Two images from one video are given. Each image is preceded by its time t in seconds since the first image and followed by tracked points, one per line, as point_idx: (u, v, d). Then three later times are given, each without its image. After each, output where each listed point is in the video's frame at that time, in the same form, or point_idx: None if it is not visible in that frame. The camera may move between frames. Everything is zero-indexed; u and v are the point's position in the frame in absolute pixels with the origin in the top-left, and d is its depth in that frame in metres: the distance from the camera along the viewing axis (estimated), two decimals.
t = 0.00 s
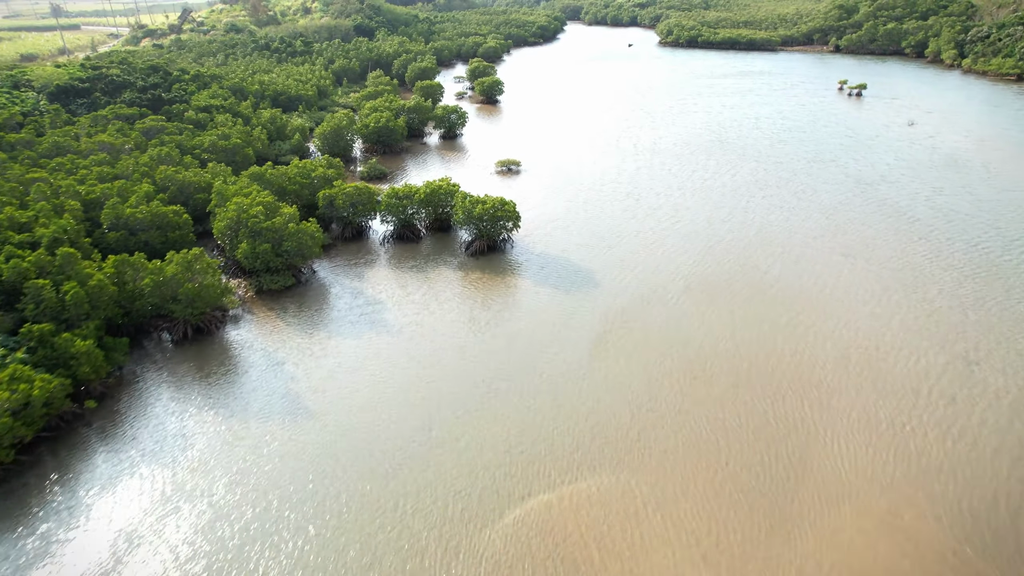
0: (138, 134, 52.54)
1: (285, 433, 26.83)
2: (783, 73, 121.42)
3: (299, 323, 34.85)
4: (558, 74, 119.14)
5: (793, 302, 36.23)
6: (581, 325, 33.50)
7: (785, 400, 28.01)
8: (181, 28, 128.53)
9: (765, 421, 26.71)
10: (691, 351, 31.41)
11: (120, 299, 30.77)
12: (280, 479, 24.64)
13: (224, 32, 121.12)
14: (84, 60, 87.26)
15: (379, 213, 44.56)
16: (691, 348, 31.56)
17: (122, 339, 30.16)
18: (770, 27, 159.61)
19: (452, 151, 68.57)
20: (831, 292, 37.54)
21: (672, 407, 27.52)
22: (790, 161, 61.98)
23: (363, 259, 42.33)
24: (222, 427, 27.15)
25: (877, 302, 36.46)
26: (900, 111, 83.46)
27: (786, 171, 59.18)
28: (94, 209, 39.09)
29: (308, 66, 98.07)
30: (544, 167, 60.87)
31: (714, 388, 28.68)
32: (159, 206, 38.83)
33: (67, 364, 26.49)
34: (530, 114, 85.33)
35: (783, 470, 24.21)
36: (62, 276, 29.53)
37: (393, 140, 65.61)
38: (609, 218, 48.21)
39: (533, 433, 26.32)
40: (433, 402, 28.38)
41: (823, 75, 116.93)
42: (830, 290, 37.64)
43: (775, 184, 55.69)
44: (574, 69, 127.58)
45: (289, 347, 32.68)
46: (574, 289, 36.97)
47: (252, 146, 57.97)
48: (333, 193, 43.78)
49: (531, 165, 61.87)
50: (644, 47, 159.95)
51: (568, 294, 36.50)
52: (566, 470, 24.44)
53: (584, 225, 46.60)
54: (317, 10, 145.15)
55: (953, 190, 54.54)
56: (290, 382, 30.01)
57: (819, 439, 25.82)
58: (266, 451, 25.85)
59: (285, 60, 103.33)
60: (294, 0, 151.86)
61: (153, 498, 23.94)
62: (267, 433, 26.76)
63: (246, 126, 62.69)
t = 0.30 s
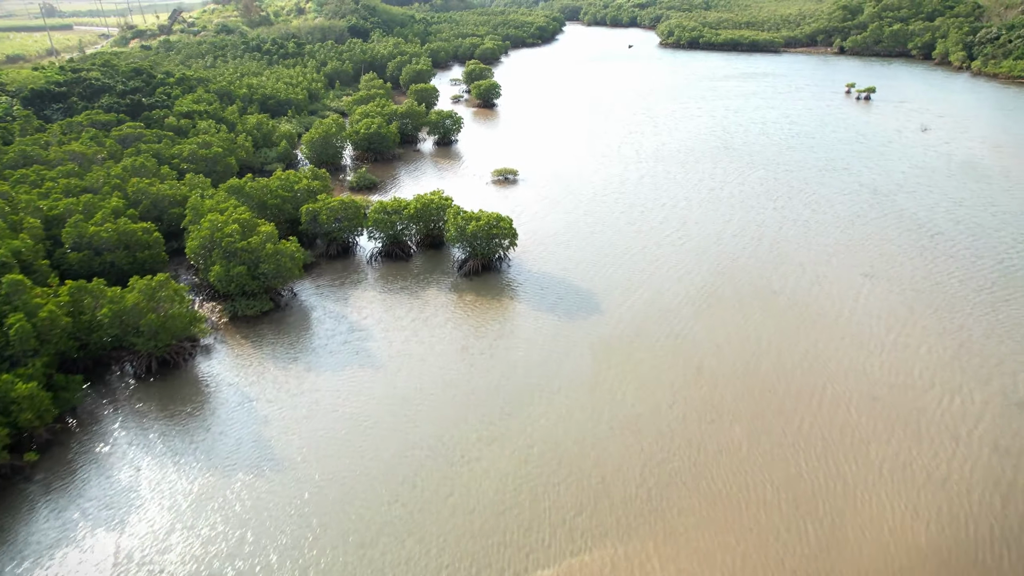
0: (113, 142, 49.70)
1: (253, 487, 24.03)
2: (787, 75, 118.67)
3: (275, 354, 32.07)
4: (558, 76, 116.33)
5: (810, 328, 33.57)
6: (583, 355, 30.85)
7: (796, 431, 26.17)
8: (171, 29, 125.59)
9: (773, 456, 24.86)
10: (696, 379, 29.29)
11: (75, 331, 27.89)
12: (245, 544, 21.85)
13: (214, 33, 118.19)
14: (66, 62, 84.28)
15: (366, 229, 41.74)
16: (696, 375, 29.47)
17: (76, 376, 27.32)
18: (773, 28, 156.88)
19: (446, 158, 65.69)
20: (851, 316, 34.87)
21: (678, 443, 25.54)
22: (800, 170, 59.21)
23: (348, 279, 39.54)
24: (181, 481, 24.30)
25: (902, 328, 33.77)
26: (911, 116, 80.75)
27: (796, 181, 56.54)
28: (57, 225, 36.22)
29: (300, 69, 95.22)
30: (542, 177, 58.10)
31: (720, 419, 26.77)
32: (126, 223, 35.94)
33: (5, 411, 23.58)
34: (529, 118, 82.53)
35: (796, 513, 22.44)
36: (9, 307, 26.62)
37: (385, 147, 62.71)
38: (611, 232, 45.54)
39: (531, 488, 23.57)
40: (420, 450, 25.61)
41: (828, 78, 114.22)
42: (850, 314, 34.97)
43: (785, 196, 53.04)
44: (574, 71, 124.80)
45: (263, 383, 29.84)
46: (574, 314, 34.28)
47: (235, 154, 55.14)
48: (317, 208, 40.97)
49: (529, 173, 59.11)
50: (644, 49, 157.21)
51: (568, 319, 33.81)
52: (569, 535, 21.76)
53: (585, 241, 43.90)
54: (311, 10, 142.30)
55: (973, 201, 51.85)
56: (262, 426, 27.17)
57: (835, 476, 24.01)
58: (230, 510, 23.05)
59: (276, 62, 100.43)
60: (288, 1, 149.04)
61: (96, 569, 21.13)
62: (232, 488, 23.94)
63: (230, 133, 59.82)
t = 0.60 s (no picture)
0: (87, 151, 46.95)
1: (217, 553, 21.36)
2: (791, 78, 116.07)
3: (250, 388, 29.40)
4: (556, 78, 113.65)
5: (830, 357, 31.02)
6: (584, 390, 28.29)
7: (808, 466, 24.42)
8: (161, 29, 122.72)
9: (780, 489, 23.37)
10: (700, 406, 27.40)
11: (22, 369, 25.08)
12: None
13: (205, 35, 115.43)
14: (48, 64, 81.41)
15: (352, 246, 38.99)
16: (703, 403, 27.54)
17: (21, 420, 24.56)
18: (775, 29, 154.33)
19: (441, 166, 62.98)
20: (874, 342, 32.31)
21: (682, 479, 23.75)
22: (811, 179, 56.61)
23: (332, 300, 36.80)
24: (132, 547, 21.57)
25: (930, 357, 31.23)
26: (922, 120, 78.17)
27: (807, 191, 53.98)
28: (15, 245, 33.42)
29: (291, 72, 92.46)
30: (540, 186, 55.42)
31: (727, 452, 25.00)
32: (90, 242, 33.14)
33: None
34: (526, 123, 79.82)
35: (808, 555, 20.91)
36: None
37: (376, 155, 59.95)
38: (613, 248, 42.94)
39: (530, 555, 20.98)
40: (407, 506, 23.00)
41: (833, 81, 111.65)
42: (872, 341, 32.42)
43: (796, 207, 50.45)
44: (573, 72, 122.10)
45: (234, 424, 27.08)
46: (575, 341, 31.70)
47: (217, 163, 52.42)
48: (299, 223, 38.26)
49: (527, 182, 56.49)
50: (645, 50, 154.60)
51: (569, 347, 31.23)
52: None
53: (586, 257, 41.31)
54: (305, 11, 139.57)
55: (996, 213, 49.28)
56: (229, 476, 24.44)
57: (852, 519, 22.25)
58: None
59: (268, 64, 97.63)
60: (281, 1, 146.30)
61: None
62: (191, 555, 21.24)
63: (213, 140, 57.05)
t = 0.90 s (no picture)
0: (58, 160, 44.20)
1: None
2: (796, 80, 113.51)
3: (221, 428, 26.73)
4: (555, 80, 111.02)
5: (857, 391, 28.46)
6: (590, 434, 25.63)
7: (832, 517, 22.21)
8: (151, 29, 119.85)
9: (801, 543, 21.19)
10: (717, 445, 25.18)
11: None
12: None
13: (195, 35, 112.64)
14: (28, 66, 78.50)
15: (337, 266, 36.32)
16: (715, 444, 25.21)
17: None
18: (778, 30, 151.81)
19: (435, 174, 60.31)
20: (904, 375, 29.69)
21: (699, 532, 21.58)
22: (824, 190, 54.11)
23: (315, 326, 34.11)
24: None
25: (965, 391, 28.77)
26: (934, 125, 75.73)
27: (819, 203, 51.38)
28: None
29: (282, 74, 89.72)
30: (539, 196, 52.76)
31: (743, 501, 22.72)
32: (49, 263, 30.34)
33: None
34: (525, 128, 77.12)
35: None
36: None
37: (367, 163, 57.24)
38: (618, 266, 40.24)
39: None
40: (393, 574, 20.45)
41: (838, 84, 109.08)
42: (902, 374, 29.78)
43: (809, 220, 47.82)
44: (572, 74, 119.52)
45: (200, 472, 24.38)
46: (578, 375, 29.02)
47: (198, 173, 49.72)
48: (280, 241, 35.58)
49: (525, 192, 53.85)
50: (645, 51, 151.97)
51: (571, 382, 28.55)
52: None
53: (589, 277, 38.63)
54: (299, 11, 136.82)
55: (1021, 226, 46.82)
56: (191, 537, 21.78)
57: None
58: None
59: (259, 66, 94.87)
60: (275, 1, 143.52)
61: None
62: None
63: (196, 147, 54.31)
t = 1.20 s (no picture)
0: (26, 171, 41.50)
1: None
2: (800, 82, 111.01)
3: (187, 477, 24.05)
4: (554, 82, 108.52)
5: (888, 432, 26.02)
6: (597, 488, 23.09)
7: None
8: (140, 30, 117.05)
9: None
10: (742, 500, 22.65)
11: None
12: None
13: (185, 36, 109.91)
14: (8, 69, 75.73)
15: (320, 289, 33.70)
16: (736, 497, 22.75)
17: None
18: (780, 30, 149.38)
19: (429, 182, 57.71)
20: (940, 416, 27.07)
21: None
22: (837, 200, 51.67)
23: (296, 355, 31.49)
24: None
25: (1005, 430, 26.36)
26: (947, 130, 73.38)
27: (833, 215, 48.82)
28: None
29: (273, 77, 87.06)
30: (539, 207, 50.17)
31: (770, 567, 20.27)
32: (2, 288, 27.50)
33: None
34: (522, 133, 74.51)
35: None
36: None
37: (358, 171, 54.58)
38: (623, 288, 37.69)
39: None
40: None
41: (844, 86, 106.56)
42: (938, 414, 27.17)
43: (824, 234, 45.25)
44: (571, 76, 117.03)
45: (160, 534, 21.73)
46: (582, 417, 26.41)
47: (178, 184, 47.09)
48: (259, 261, 32.95)
49: (523, 202, 51.26)
50: (645, 52, 149.48)
51: (575, 426, 25.96)
52: None
53: (591, 302, 36.04)
54: (292, 11, 134.11)
55: None
56: None
57: None
58: None
59: (249, 68, 92.22)
60: (268, 1, 140.79)
61: None
62: None
63: (177, 156, 51.68)
